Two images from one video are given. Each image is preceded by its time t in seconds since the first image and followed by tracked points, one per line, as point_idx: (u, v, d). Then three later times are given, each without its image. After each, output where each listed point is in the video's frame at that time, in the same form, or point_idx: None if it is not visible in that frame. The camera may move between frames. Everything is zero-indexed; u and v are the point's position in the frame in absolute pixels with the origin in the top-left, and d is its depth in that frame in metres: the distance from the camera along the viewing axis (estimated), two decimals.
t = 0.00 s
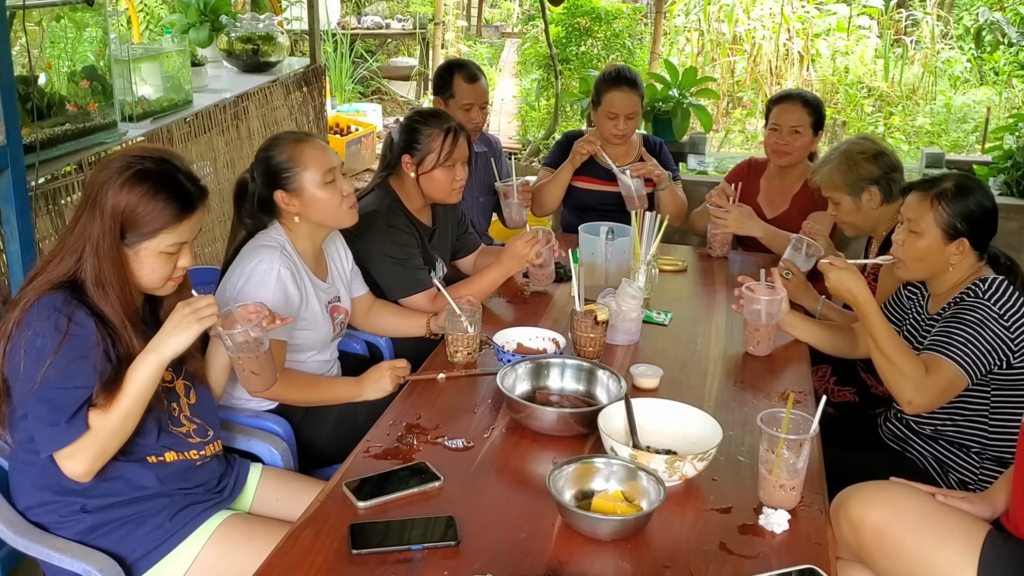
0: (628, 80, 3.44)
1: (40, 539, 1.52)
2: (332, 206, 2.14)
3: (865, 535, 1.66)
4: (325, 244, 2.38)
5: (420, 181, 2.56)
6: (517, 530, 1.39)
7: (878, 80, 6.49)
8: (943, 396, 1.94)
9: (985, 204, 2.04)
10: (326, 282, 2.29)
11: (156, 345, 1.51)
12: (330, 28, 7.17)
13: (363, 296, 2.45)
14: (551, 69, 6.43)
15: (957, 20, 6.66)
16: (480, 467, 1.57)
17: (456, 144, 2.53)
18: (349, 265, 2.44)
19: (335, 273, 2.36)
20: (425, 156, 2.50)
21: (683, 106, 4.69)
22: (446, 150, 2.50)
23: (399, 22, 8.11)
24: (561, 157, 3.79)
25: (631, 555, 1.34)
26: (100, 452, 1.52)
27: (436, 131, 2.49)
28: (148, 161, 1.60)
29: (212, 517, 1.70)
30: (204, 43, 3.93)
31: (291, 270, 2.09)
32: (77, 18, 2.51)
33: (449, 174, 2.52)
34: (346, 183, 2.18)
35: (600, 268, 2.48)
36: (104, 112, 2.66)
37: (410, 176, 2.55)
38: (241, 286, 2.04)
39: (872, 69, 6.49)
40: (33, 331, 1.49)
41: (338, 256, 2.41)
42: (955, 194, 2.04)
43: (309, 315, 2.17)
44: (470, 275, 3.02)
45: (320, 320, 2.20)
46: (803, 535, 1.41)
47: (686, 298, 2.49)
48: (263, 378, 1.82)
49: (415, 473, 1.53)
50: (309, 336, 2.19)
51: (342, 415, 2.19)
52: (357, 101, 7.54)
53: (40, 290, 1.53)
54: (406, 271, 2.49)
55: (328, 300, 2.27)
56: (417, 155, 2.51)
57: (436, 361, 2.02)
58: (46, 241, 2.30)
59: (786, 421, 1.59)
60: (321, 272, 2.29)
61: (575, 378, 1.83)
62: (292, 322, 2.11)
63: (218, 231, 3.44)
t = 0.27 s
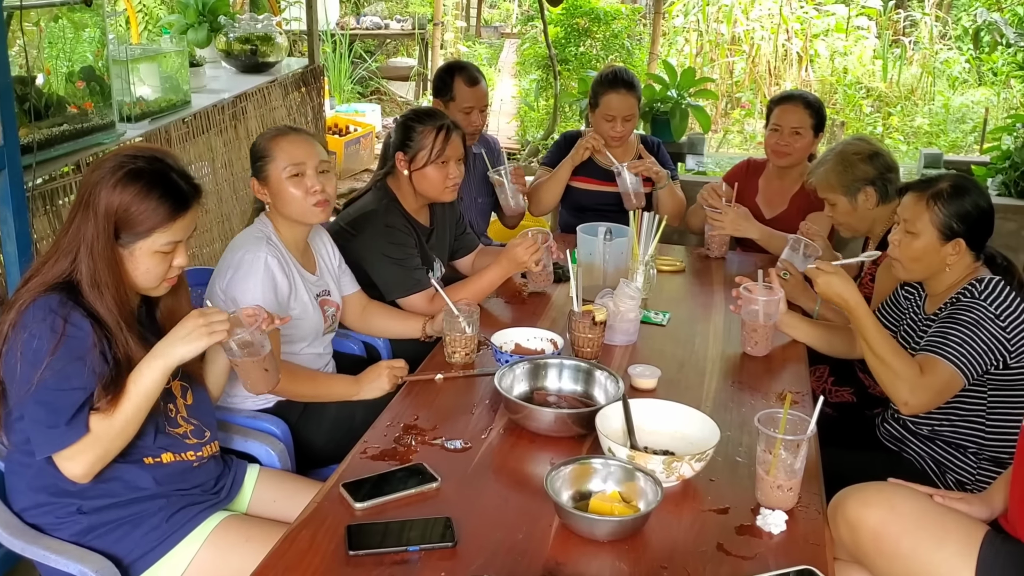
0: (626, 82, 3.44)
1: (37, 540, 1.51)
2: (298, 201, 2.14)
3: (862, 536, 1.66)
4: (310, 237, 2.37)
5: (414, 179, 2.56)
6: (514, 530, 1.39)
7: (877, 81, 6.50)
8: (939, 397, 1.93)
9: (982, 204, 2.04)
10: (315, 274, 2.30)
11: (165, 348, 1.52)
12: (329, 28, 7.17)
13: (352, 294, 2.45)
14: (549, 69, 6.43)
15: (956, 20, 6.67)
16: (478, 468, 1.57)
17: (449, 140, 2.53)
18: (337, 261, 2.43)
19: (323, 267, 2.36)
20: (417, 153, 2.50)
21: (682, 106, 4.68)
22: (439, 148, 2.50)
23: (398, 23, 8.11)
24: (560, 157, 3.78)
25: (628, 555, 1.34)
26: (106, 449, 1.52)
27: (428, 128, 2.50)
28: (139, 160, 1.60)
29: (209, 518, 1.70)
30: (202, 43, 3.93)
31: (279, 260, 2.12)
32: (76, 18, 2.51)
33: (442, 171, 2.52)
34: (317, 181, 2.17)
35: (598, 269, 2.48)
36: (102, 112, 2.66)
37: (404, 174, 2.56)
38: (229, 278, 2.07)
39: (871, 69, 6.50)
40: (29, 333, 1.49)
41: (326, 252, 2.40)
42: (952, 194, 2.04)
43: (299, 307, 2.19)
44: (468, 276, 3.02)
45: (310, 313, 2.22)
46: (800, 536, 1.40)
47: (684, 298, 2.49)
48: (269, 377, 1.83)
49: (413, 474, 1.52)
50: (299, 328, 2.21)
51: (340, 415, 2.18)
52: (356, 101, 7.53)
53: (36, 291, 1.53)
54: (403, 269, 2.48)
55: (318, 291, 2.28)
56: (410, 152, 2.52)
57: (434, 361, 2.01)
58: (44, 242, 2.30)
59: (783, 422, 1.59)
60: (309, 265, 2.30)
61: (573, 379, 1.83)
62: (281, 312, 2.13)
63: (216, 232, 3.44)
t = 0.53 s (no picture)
0: (624, 83, 3.44)
1: (33, 543, 1.51)
2: (269, 205, 2.15)
3: (865, 528, 1.66)
4: (290, 233, 2.37)
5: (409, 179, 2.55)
6: (511, 533, 1.39)
7: (876, 81, 6.50)
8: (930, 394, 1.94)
9: (979, 206, 2.03)
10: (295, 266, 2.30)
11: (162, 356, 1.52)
12: (328, 30, 7.17)
13: (341, 290, 2.47)
14: (549, 70, 6.43)
15: (955, 21, 6.68)
16: (475, 470, 1.57)
17: (444, 141, 2.53)
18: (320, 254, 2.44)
19: (304, 260, 2.37)
20: (412, 153, 2.50)
21: (681, 108, 4.67)
22: (434, 148, 2.50)
23: (397, 24, 8.12)
24: (558, 157, 3.78)
25: (626, 558, 1.34)
26: (98, 456, 1.52)
27: (423, 129, 2.50)
28: (137, 164, 1.60)
29: (206, 521, 1.69)
30: (201, 45, 3.93)
31: (251, 249, 2.13)
32: (74, 20, 2.51)
33: (437, 171, 2.51)
34: (289, 186, 2.17)
35: (597, 270, 2.47)
36: (101, 115, 2.67)
37: (399, 174, 2.56)
38: (206, 280, 2.08)
39: (870, 70, 6.50)
40: (25, 337, 1.49)
41: (307, 245, 2.41)
42: (950, 195, 2.03)
43: (279, 295, 2.19)
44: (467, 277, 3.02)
45: (292, 300, 2.22)
46: (798, 538, 1.40)
47: (682, 299, 2.49)
48: (257, 378, 1.83)
49: (410, 476, 1.52)
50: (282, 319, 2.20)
51: (334, 412, 2.19)
52: (355, 102, 7.53)
53: (33, 294, 1.53)
54: (399, 271, 2.49)
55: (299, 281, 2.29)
56: (406, 152, 2.52)
57: (432, 362, 2.01)
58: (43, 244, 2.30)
59: (780, 424, 1.58)
60: (289, 257, 2.31)
61: (571, 380, 1.82)
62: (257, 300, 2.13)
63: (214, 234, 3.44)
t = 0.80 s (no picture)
0: (621, 84, 3.45)
1: (30, 545, 1.51)
2: (269, 208, 2.15)
3: (863, 525, 1.65)
4: (287, 235, 2.37)
5: (409, 181, 2.55)
6: (509, 533, 1.39)
7: (874, 82, 6.51)
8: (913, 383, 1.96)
9: (977, 207, 2.03)
10: (291, 270, 2.30)
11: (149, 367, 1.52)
12: (326, 31, 7.17)
13: (335, 289, 2.46)
14: (546, 71, 6.44)
15: (953, 21, 6.69)
16: (472, 471, 1.57)
17: (446, 144, 2.53)
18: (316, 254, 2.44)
19: (300, 262, 2.37)
20: (415, 155, 2.50)
21: (678, 108, 4.69)
22: (436, 151, 2.50)
23: (395, 25, 8.13)
24: (555, 157, 3.79)
25: (622, 559, 1.34)
26: (84, 462, 1.52)
27: (426, 131, 2.50)
28: (133, 166, 1.60)
29: (203, 521, 1.70)
30: (198, 46, 3.93)
31: (248, 253, 2.14)
32: (71, 20, 2.51)
33: (439, 174, 2.52)
34: (290, 188, 2.18)
35: (594, 270, 2.48)
36: (98, 115, 2.67)
37: (400, 176, 2.55)
38: (202, 287, 2.08)
39: (868, 71, 6.50)
40: (20, 339, 1.49)
41: (304, 246, 2.40)
42: (947, 195, 2.03)
43: (276, 299, 2.19)
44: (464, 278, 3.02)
45: (289, 303, 2.23)
46: (795, 538, 1.40)
47: (679, 300, 2.49)
48: (258, 377, 1.84)
49: (406, 477, 1.52)
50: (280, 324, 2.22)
51: (333, 411, 2.19)
52: (353, 103, 7.54)
53: (28, 296, 1.53)
54: (395, 271, 2.49)
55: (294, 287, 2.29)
56: (408, 155, 2.51)
57: (429, 363, 2.01)
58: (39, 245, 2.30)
59: (776, 424, 1.58)
60: (286, 261, 2.31)
61: (568, 381, 1.82)
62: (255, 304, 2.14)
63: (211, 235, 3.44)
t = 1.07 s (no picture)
0: (618, 86, 3.45)
1: (25, 545, 1.51)
2: (292, 213, 2.16)
3: (856, 529, 1.66)
4: (293, 240, 2.38)
5: (410, 183, 2.55)
6: (504, 534, 1.39)
7: (871, 81, 6.52)
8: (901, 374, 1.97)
9: (972, 206, 2.04)
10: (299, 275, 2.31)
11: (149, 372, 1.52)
12: (323, 31, 7.17)
13: (339, 294, 2.46)
14: (544, 71, 6.44)
15: (950, 21, 6.71)
16: (468, 471, 1.57)
17: (447, 146, 2.56)
18: (323, 262, 2.44)
19: (308, 268, 2.38)
20: (415, 157, 2.51)
21: (675, 108, 4.69)
22: (437, 153, 2.52)
23: (392, 24, 8.14)
24: (552, 158, 3.77)
25: (618, 559, 1.34)
26: (80, 464, 1.52)
27: (427, 133, 2.52)
28: (128, 166, 1.59)
29: (199, 522, 1.70)
30: (195, 46, 3.93)
31: (256, 252, 2.15)
32: (66, 21, 2.50)
33: (439, 176, 2.54)
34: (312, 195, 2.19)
35: (590, 271, 2.49)
36: (93, 116, 2.67)
37: (399, 177, 2.55)
38: (212, 290, 2.09)
39: (865, 70, 6.51)
40: (14, 340, 1.49)
41: (311, 252, 2.42)
42: (943, 195, 2.04)
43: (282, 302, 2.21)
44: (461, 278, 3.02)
45: (295, 308, 2.24)
46: (790, 538, 1.40)
47: (675, 300, 2.49)
48: (256, 378, 1.86)
49: (402, 477, 1.52)
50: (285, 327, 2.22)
51: (332, 412, 2.18)
52: (351, 103, 7.53)
53: (23, 297, 1.53)
54: (392, 272, 2.53)
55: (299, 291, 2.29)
56: (409, 156, 2.52)
57: (425, 364, 2.01)
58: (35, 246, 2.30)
59: (772, 424, 1.58)
60: (293, 265, 2.31)
61: (564, 381, 1.83)
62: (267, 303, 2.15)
63: (208, 235, 3.44)
